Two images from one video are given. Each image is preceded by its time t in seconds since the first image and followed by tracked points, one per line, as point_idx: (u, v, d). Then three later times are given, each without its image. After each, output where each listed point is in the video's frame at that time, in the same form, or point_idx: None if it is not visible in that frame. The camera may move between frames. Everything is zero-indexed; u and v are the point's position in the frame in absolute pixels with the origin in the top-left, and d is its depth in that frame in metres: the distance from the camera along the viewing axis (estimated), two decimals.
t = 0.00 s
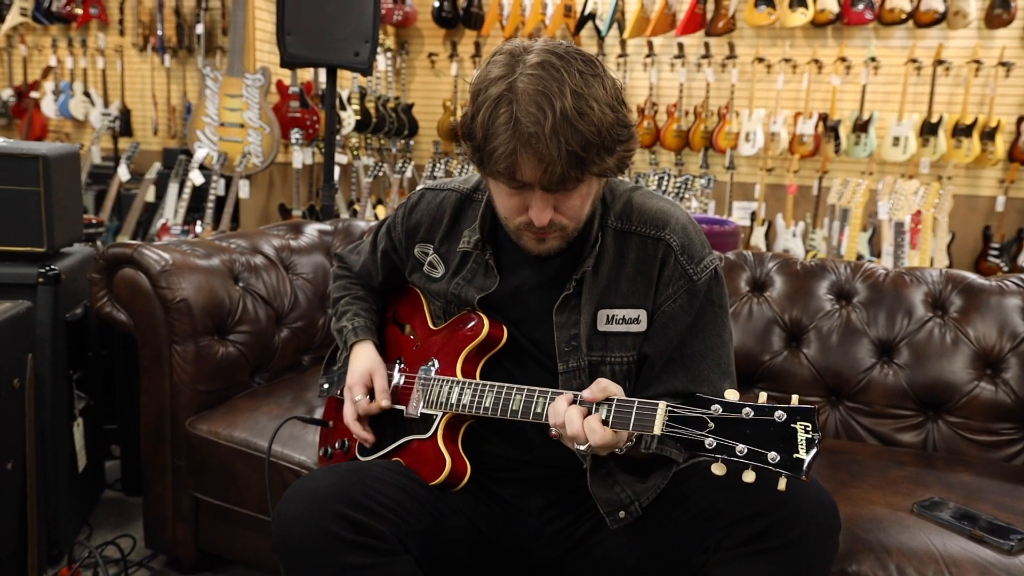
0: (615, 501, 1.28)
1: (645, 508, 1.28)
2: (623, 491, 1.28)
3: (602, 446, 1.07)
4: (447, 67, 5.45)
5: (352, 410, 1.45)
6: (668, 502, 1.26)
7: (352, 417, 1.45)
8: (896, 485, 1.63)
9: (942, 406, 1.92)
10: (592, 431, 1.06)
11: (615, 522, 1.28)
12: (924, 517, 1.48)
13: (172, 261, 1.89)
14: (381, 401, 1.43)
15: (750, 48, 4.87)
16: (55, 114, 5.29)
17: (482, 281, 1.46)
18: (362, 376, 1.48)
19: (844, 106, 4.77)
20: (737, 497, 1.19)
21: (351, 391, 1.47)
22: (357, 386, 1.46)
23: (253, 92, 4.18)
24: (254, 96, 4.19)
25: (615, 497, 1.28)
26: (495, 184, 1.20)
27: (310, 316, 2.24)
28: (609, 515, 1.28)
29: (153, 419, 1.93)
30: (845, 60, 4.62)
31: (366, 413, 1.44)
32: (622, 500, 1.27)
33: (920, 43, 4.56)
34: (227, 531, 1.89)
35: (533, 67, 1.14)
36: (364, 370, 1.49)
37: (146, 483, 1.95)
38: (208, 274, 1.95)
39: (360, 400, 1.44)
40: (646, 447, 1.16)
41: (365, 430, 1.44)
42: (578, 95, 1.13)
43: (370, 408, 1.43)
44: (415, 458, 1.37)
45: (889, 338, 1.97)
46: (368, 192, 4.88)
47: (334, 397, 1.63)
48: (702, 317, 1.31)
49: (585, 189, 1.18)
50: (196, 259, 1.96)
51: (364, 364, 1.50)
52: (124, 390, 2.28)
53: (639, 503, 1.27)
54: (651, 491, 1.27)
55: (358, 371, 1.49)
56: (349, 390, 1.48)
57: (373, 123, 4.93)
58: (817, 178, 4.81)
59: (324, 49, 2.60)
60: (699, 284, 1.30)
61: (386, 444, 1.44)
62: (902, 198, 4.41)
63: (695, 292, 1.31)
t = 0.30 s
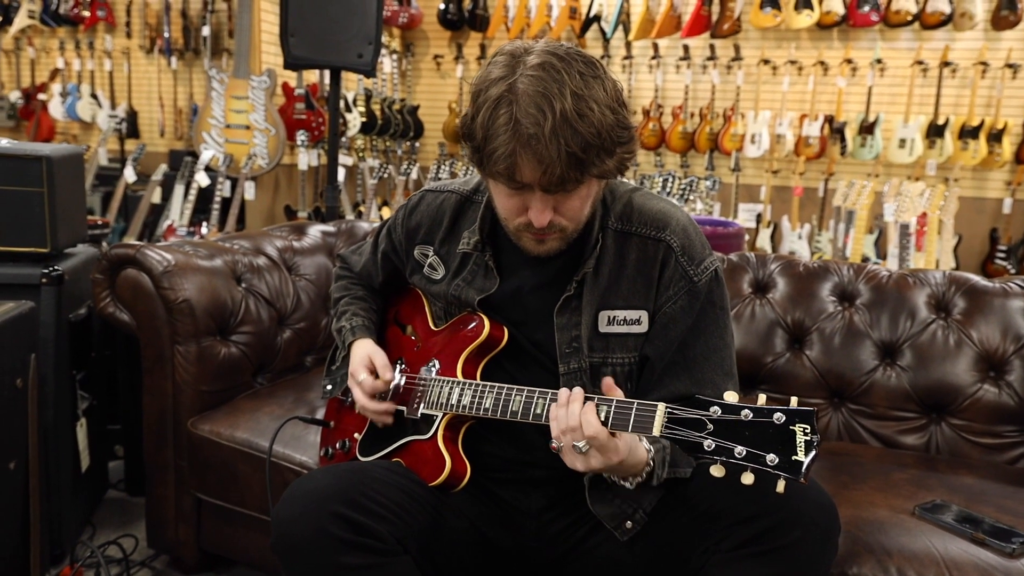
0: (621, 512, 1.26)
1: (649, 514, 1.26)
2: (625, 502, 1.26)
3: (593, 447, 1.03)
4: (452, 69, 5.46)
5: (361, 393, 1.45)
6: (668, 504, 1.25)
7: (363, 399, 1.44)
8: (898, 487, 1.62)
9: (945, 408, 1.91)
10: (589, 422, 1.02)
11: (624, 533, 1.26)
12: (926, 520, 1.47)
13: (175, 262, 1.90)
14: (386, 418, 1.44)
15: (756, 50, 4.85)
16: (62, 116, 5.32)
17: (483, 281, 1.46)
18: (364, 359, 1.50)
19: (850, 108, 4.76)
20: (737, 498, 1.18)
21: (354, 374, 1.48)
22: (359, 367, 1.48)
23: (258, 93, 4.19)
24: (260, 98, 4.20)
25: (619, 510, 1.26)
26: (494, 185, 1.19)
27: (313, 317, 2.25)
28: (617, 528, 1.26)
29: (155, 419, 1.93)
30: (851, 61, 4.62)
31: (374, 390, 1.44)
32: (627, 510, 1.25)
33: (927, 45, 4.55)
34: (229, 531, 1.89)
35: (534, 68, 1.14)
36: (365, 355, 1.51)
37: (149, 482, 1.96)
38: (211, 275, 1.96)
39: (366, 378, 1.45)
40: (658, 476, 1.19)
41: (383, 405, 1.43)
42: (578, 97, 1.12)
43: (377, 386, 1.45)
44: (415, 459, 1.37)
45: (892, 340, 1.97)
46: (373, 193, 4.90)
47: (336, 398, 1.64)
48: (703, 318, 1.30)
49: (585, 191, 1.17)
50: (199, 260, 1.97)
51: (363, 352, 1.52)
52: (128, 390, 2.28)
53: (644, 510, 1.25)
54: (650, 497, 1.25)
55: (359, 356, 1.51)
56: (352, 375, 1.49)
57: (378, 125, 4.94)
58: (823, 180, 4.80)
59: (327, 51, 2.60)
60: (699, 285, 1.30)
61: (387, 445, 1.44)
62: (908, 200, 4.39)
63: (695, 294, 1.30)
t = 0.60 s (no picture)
0: (620, 514, 1.24)
1: (649, 515, 1.25)
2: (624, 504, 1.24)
3: (592, 448, 1.02)
4: (464, 69, 5.47)
5: (372, 389, 1.45)
6: (668, 504, 1.25)
7: (373, 395, 1.44)
8: (903, 489, 1.61)
9: (953, 410, 1.90)
10: (591, 421, 1.01)
11: (624, 535, 1.25)
12: (930, 522, 1.46)
13: (183, 262, 1.92)
14: (392, 418, 1.44)
15: (768, 50, 4.84)
16: (79, 118, 5.38)
17: (484, 281, 1.46)
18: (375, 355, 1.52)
19: (864, 107, 4.72)
20: (736, 498, 1.18)
21: (365, 371, 1.49)
22: (371, 364, 1.50)
23: (271, 95, 4.22)
24: (273, 99, 4.24)
25: (619, 512, 1.24)
26: (494, 186, 1.20)
27: (320, 317, 2.26)
28: (618, 529, 1.24)
29: (163, 418, 1.95)
30: (864, 61, 4.58)
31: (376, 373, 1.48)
32: (627, 512, 1.24)
33: (942, 43, 4.51)
34: (235, 529, 1.91)
35: (532, 69, 1.14)
36: (375, 353, 1.53)
37: (157, 480, 1.98)
38: (218, 275, 1.98)
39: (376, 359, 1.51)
40: (654, 489, 1.16)
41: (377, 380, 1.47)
42: (576, 97, 1.13)
43: (390, 382, 1.45)
44: (417, 458, 1.37)
45: (899, 341, 1.96)
46: (384, 194, 4.92)
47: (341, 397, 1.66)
48: (702, 318, 1.30)
49: (584, 191, 1.18)
50: (207, 260, 1.99)
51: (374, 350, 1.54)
52: (138, 389, 2.31)
53: (643, 510, 1.24)
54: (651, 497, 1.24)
55: (369, 354, 1.53)
56: (364, 373, 1.49)
57: (390, 126, 4.96)
58: (836, 180, 4.77)
59: (336, 52, 2.61)
60: (697, 284, 1.30)
61: (389, 443, 1.45)
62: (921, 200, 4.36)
63: (694, 293, 1.30)
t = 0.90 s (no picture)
0: (618, 514, 1.22)
1: (648, 514, 1.24)
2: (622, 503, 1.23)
3: (548, 438, 1.05)
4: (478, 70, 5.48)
5: (365, 390, 1.48)
6: (665, 503, 1.25)
7: (366, 396, 1.47)
8: (906, 490, 1.60)
9: (960, 410, 1.88)
10: (550, 410, 1.04)
11: (623, 533, 1.24)
12: (932, 523, 1.45)
13: (191, 262, 1.95)
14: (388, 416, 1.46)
15: (783, 49, 4.81)
16: (99, 120, 5.46)
17: (484, 281, 1.47)
18: (372, 357, 1.54)
19: (880, 106, 4.68)
20: (734, 497, 1.18)
21: (360, 372, 1.52)
22: (366, 365, 1.52)
23: (286, 96, 4.26)
24: (288, 101, 4.28)
25: (618, 511, 1.23)
26: (489, 185, 1.21)
27: (328, 316, 2.28)
28: (615, 528, 1.23)
29: (172, 416, 1.98)
30: (881, 59, 4.55)
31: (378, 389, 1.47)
32: (625, 510, 1.23)
33: (959, 41, 4.46)
34: (243, 526, 1.93)
35: (525, 69, 1.16)
36: (372, 354, 1.55)
37: (166, 477, 2.01)
38: (226, 275, 2.00)
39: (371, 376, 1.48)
40: (639, 498, 1.18)
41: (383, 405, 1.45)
42: (568, 97, 1.14)
43: (382, 385, 1.47)
44: (417, 456, 1.38)
45: (906, 341, 1.94)
46: (398, 194, 4.94)
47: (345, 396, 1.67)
48: (700, 316, 1.31)
49: (579, 191, 1.19)
50: (215, 260, 2.02)
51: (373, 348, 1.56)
52: (149, 388, 2.34)
53: (641, 510, 1.23)
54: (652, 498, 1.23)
55: (367, 354, 1.55)
56: (360, 372, 1.52)
57: (404, 127, 4.99)
58: (852, 180, 4.73)
59: (345, 54, 2.64)
60: (695, 283, 1.30)
61: (392, 441, 1.46)
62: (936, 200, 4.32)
63: (692, 292, 1.31)
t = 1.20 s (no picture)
0: (618, 514, 1.23)
1: (648, 513, 1.25)
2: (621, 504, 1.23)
3: (546, 436, 1.06)
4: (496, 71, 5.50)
5: (377, 389, 1.49)
6: (664, 502, 1.26)
7: (378, 395, 1.48)
8: (913, 492, 1.59)
9: (970, 413, 1.87)
10: (549, 408, 1.05)
11: (622, 533, 1.24)
12: (937, 525, 1.44)
13: (204, 262, 1.98)
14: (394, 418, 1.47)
15: (803, 48, 4.77)
16: (123, 123, 5.55)
17: (487, 282, 1.49)
18: (386, 357, 1.55)
19: (901, 105, 4.63)
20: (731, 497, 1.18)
21: (373, 371, 1.52)
22: (379, 365, 1.53)
23: (305, 98, 4.31)
24: (306, 103, 4.32)
25: (617, 512, 1.23)
26: (488, 187, 1.22)
27: (339, 316, 2.31)
28: (615, 528, 1.23)
29: (185, 414, 2.02)
30: (902, 58, 4.50)
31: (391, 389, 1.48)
32: (624, 511, 1.23)
33: (983, 39, 4.40)
34: (253, 522, 1.96)
35: (524, 72, 1.17)
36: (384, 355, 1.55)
37: (179, 474, 2.04)
38: (238, 276, 2.03)
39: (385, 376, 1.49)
40: (636, 501, 1.19)
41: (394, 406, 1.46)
42: (566, 100, 1.14)
43: (395, 385, 1.48)
44: (420, 455, 1.39)
45: (916, 342, 1.93)
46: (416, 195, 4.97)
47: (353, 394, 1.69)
48: (700, 317, 1.31)
49: (578, 193, 1.19)
50: (228, 261, 2.05)
51: (384, 350, 1.57)
52: (164, 386, 2.38)
53: (641, 510, 1.23)
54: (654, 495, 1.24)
55: (379, 354, 1.56)
56: (371, 372, 1.53)
57: (422, 129, 5.02)
58: (873, 180, 4.69)
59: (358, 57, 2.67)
60: (695, 285, 1.31)
61: (397, 439, 1.47)
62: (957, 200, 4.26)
63: (692, 293, 1.31)
